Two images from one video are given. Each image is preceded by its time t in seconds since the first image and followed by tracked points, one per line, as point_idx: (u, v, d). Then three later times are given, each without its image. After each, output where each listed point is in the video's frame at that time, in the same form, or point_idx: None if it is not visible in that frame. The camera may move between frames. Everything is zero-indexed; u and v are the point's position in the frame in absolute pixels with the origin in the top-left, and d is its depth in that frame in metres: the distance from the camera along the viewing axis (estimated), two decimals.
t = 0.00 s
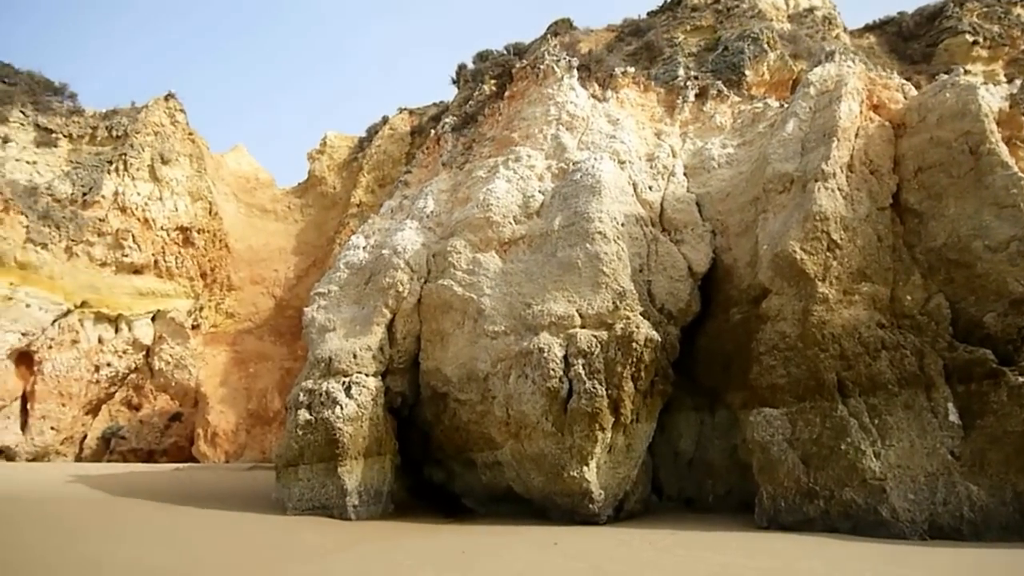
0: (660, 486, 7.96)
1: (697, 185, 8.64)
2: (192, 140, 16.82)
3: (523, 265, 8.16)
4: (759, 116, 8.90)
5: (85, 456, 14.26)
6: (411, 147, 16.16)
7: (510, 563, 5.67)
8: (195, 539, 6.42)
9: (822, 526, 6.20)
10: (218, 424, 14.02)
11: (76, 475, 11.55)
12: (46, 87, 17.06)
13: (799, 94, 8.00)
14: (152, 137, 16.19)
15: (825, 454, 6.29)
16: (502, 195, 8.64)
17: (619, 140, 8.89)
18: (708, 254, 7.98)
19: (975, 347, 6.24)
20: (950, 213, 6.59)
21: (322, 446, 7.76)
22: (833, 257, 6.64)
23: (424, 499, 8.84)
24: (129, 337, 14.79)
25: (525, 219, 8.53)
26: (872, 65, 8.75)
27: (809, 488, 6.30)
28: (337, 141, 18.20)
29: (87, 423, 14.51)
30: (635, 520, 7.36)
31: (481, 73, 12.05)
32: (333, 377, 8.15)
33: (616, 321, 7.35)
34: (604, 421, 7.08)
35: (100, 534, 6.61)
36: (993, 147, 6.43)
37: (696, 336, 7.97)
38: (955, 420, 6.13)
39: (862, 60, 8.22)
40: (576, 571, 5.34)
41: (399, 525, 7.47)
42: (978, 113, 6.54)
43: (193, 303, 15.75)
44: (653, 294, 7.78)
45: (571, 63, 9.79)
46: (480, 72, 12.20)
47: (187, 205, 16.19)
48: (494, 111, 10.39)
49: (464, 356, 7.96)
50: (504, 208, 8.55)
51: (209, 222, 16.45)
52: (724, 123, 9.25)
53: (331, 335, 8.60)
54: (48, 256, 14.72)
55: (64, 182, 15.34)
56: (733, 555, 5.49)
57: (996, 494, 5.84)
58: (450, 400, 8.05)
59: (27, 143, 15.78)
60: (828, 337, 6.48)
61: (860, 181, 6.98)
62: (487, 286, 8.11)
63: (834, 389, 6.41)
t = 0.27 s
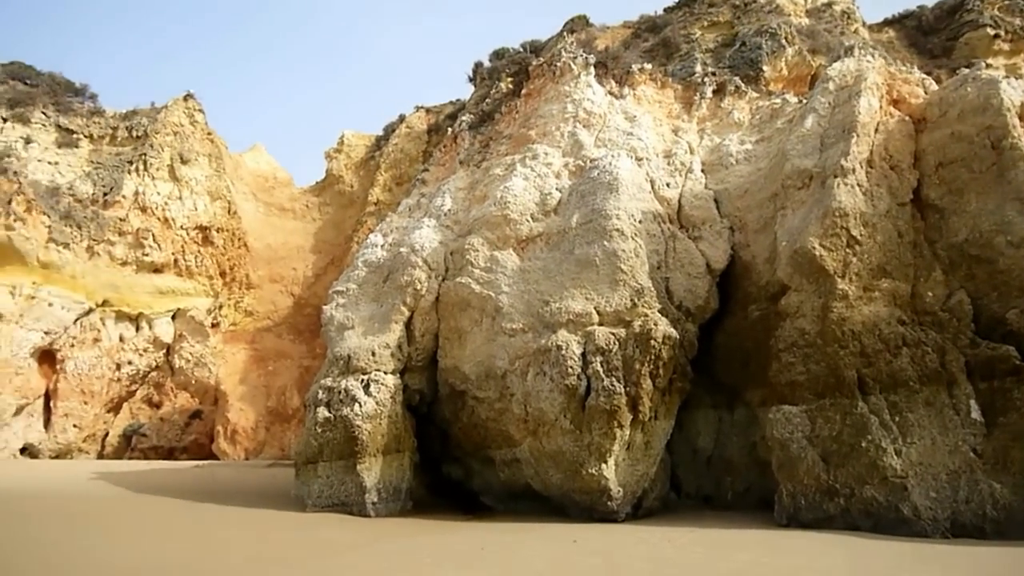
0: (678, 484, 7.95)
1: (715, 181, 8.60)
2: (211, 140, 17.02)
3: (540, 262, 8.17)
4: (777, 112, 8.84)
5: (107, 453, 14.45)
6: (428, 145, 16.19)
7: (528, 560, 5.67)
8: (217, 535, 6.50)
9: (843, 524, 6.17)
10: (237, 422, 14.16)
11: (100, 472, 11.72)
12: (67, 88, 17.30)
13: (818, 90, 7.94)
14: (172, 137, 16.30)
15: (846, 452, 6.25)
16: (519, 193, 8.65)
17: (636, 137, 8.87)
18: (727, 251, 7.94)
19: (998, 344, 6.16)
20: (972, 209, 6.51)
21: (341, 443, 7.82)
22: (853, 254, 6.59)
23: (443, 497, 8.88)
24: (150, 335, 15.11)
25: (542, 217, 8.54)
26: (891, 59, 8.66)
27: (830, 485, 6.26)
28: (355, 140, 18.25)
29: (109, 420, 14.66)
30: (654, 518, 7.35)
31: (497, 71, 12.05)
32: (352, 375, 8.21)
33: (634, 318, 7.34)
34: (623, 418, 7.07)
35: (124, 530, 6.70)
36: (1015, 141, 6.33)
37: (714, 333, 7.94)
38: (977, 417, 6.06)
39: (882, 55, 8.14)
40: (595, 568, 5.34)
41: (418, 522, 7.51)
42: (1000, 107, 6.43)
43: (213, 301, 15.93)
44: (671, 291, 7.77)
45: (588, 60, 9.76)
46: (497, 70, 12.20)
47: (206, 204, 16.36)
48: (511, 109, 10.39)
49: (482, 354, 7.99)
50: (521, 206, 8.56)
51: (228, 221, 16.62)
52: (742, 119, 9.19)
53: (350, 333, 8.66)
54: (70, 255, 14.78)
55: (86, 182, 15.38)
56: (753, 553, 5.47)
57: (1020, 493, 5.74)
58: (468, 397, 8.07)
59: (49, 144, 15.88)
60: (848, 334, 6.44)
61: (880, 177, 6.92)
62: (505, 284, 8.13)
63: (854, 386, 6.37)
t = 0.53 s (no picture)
0: (697, 481, 7.91)
1: (734, 178, 8.56)
2: (230, 139, 17.08)
3: (558, 260, 8.17)
4: (796, 108, 8.78)
5: (129, 450, 14.63)
6: (445, 143, 16.22)
7: (546, 558, 5.68)
8: (238, 533, 6.58)
9: (863, 522, 6.14)
10: (258, 419, 14.34)
11: (122, 469, 11.88)
12: (88, 89, 17.45)
13: (837, 85, 7.87)
14: (192, 137, 16.46)
15: (866, 449, 6.21)
16: (536, 190, 8.65)
17: (654, 134, 8.85)
18: (745, 248, 7.90)
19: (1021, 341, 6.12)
20: (994, 205, 6.43)
21: (360, 440, 7.88)
22: (873, 250, 6.54)
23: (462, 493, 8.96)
24: (170, 334, 15.37)
25: (560, 214, 8.54)
26: (912, 53, 8.57)
27: (850, 483, 6.23)
28: (372, 139, 18.35)
29: (131, 418, 14.90)
30: (672, 515, 7.35)
31: (514, 69, 12.05)
32: (370, 373, 8.26)
33: (652, 315, 7.33)
34: (641, 416, 7.06)
35: (147, 527, 6.80)
36: None
37: (733, 330, 7.91)
38: (999, 414, 6.00)
39: (902, 49, 8.06)
40: (613, 566, 5.35)
41: (436, 520, 7.54)
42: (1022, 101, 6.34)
43: (233, 300, 16.09)
44: (690, 288, 7.74)
45: (605, 57, 9.73)
46: (514, 67, 12.21)
47: (226, 204, 16.48)
48: (528, 106, 10.39)
49: (500, 352, 8.00)
50: (539, 203, 8.56)
51: (246, 220, 16.72)
52: (760, 114, 9.14)
53: (368, 331, 8.71)
54: (91, 255, 14.98)
55: (107, 182, 15.55)
56: (772, 551, 5.46)
57: None
58: (486, 395, 8.09)
59: (71, 144, 15.93)
60: (868, 331, 6.38)
61: (900, 173, 6.85)
62: (522, 281, 8.14)
63: (875, 383, 6.32)
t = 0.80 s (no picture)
0: (716, 478, 7.93)
1: (752, 174, 8.52)
2: (248, 139, 17.32)
3: (575, 257, 8.18)
4: (814, 103, 8.72)
5: (150, 447, 14.87)
6: (462, 141, 16.26)
7: (564, 555, 5.69)
8: (259, 529, 6.65)
9: (884, 520, 6.10)
10: (277, 417, 14.45)
11: (143, 466, 12.02)
12: (109, 90, 17.58)
13: (856, 80, 7.81)
14: (211, 137, 16.68)
15: (886, 446, 6.17)
16: (553, 188, 8.66)
17: (671, 131, 8.82)
18: (764, 244, 7.86)
19: None
20: (1015, 199, 6.35)
21: (379, 437, 7.93)
22: (893, 246, 6.49)
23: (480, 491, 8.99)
24: (191, 332, 15.56)
25: (577, 211, 8.54)
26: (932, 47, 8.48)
27: (870, 480, 6.19)
28: (389, 137, 18.35)
29: (152, 415, 15.07)
30: (691, 512, 7.34)
31: (530, 66, 12.04)
32: (389, 370, 8.30)
33: (670, 312, 7.32)
34: (659, 413, 7.06)
35: (169, 523, 6.88)
36: None
37: (751, 327, 7.87)
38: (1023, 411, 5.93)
39: (921, 42, 7.97)
40: (632, 563, 5.35)
41: (455, 517, 7.58)
42: None
43: (252, 298, 16.24)
44: (707, 285, 7.71)
45: (621, 54, 9.71)
46: (530, 65, 12.21)
47: (245, 202, 16.68)
48: (545, 104, 10.39)
49: (518, 349, 8.02)
50: (556, 201, 8.56)
51: (265, 219, 16.84)
52: (778, 110, 9.08)
53: (386, 328, 8.77)
54: (113, 254, 15.06)
55: (128, 182, 15.64)
56: (792, 548, 5.44)
57: None
58: (504, 392, 8.12)
59: (92, 145, 16.05)
60: (888, 328, 6.34)
61: (920, 168, 6.79)
62: (540, 278, 8.15)
63: (895, 380, 6.28)
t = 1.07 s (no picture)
0: (735, 476, 7.89)
1: (770, 170, 8.47)
2: (267, 137, 17.45)
3: (593, 254, 8.16)
4: (833, 98, 8.65)
5: (170, 444, 14.99)
6: (479, 138, 16.27)
7: (583, 552, 5.69)
8: (279, 526, 6.72)
9: (905, 517, 6.06)
10: (296, 414, 14.54)
11: (163, 463, 12.15)
12: (129, 89, 17.86)
13: (876, 75, 7.74)
14: (229, 136, 16.80)
15: (907, 444, 6.12)
16: (571, 185, 8.66)
17: (689, 127, 8.78)
18: (783, 240, 7.82)
19: None
20: None
21: (397, 434, 7.97)
22: (914, 242, 6.42)
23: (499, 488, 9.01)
24: (210, 330, 15.70)
25: (594, 208, 8.53)
26: (952, 41, 8.39)
27: (891, 478, 6.15)
28: (406, 135, 18.30)
29: (172, 412, 15.28)
30: (710, 510, 7.32)
31: (547, 63, 12.03)
32: (407, 367, 8.34)
33: (689, 309, 7.30)
34: (678, 410, 7.05)
35: (190, 520, 6.96)
36: None
37: (770, 324, 7.83)
38: None
39: (942, 36, 7.88)
40: (651, 561, 5.35)
41: (474, 513, 7.61)
42: None
43: (271, 296, 16.37)
44: (726, 281, 7.68)
45: (639, 50, 9.68)
46: (547, 62, 12.20)
47: (263, 201, 16.78)
48: (562, 101, 10.39)
49: (537, 346, 8.02)
50: (574, 198, 8.56)
51: (283, 217, 16.96)
52: (797, 106, 9.01)
53: (405, 326, 8.81)
54: (133, 253, 15.23)
55: (147, 181, 15.89)
56: (812, 546, 5.41)
57: None
58: (522, 389, 8.14)
59: (113, 144, 16.28)
60: (909, 324, 6.29)
61: (941, 163, 6.71)
62: (558, 275, 8.15)
63: (916, 377, 6.22)
